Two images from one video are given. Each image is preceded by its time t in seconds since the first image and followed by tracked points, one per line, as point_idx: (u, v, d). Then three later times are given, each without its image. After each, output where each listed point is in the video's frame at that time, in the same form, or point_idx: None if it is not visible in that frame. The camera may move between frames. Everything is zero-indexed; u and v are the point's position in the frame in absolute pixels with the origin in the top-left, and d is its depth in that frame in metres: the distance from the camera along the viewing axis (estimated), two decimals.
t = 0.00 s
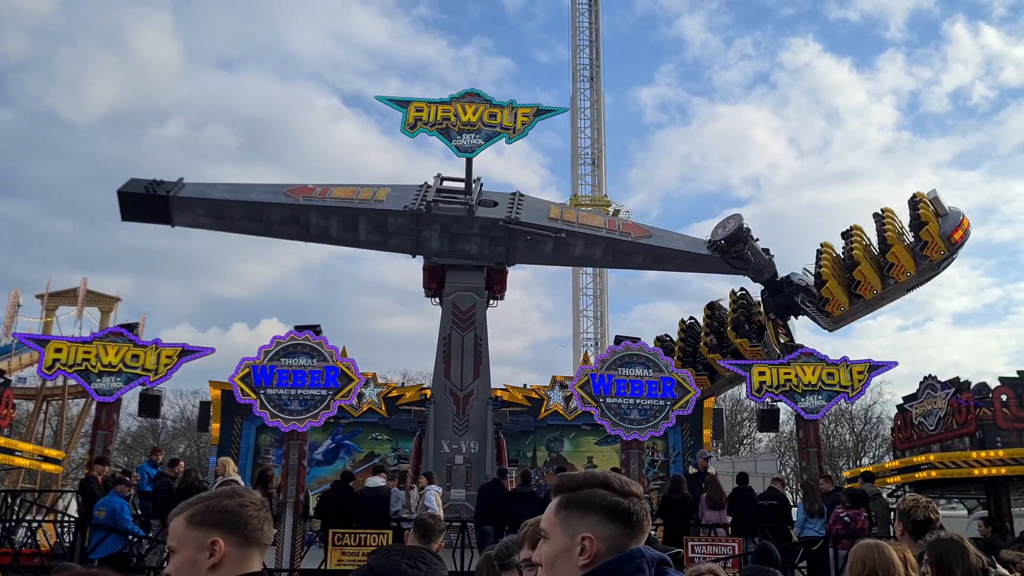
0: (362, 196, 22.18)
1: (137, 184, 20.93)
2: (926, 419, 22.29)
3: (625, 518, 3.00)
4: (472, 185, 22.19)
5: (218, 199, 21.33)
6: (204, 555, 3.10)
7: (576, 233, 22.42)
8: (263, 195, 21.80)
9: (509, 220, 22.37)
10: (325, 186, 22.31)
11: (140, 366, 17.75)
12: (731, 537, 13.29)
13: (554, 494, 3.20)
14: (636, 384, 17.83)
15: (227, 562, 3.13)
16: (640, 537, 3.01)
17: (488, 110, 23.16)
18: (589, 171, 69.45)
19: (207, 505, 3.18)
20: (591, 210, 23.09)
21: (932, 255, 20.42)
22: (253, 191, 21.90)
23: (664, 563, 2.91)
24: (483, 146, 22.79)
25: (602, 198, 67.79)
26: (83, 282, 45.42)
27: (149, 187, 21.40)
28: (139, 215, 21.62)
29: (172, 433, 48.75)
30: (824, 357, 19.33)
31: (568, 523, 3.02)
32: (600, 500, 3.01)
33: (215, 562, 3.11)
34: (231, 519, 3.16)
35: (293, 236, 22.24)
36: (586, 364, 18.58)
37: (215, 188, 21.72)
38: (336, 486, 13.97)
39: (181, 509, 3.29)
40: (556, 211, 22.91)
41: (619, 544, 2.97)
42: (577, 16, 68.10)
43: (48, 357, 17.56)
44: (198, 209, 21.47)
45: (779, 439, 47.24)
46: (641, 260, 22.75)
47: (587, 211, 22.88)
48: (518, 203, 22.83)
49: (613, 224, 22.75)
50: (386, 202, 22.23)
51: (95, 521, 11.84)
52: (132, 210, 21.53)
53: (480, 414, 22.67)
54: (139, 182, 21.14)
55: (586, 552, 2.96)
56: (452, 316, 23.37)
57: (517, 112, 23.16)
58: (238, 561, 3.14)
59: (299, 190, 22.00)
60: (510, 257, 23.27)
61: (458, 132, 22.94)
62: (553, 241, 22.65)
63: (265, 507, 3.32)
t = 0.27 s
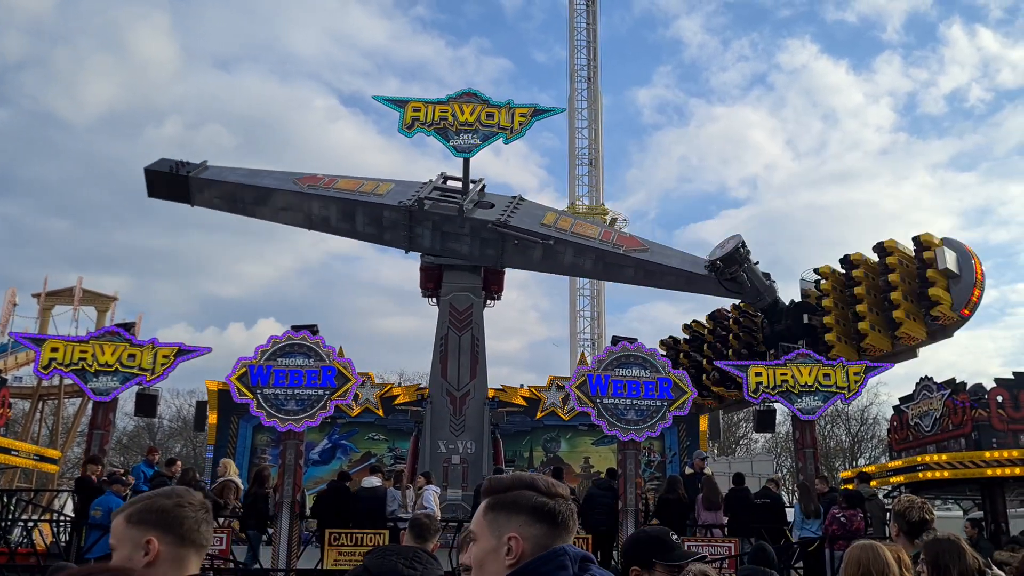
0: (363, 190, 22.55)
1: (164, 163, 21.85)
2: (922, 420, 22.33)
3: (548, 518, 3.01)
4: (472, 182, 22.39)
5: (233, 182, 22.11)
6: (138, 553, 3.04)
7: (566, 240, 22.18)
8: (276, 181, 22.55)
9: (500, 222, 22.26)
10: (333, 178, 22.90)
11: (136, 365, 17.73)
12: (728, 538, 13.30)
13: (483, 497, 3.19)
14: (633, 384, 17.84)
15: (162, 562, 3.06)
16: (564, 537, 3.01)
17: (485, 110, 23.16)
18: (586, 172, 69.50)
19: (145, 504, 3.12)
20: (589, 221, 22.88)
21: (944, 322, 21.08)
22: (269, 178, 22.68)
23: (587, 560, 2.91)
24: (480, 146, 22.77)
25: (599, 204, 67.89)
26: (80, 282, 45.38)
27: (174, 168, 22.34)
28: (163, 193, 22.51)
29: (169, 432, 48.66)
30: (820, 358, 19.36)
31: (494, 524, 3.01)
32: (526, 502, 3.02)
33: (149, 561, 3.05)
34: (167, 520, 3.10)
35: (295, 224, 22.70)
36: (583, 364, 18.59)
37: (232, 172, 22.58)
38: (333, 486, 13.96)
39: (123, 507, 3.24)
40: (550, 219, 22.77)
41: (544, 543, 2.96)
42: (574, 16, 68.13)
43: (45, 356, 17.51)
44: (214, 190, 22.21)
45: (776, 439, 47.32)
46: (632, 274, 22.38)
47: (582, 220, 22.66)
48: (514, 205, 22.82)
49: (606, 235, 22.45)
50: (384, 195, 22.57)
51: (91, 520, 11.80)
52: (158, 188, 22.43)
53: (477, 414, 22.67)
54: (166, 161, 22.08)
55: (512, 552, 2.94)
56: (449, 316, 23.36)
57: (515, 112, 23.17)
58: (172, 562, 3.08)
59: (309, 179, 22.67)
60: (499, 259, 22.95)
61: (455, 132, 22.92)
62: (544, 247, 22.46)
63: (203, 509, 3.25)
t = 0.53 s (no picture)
0: (369, 183, 22.98)
1: (195, 147, 22.71)
2: (920, 421, 22.34)
3: (479, 530, 3.24)
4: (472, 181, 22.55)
5: (253, 167, 22.85)
6: (67, 548, 3.03)
7: (554, 247, 21.93)
8: (292, 167, 23.25)
9: (491, 224, 22.21)
10: (344, 171, 23.49)
11: (135, 365, 17.72)
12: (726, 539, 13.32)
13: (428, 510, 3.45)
14: (631, 385, 17.85)
15: (94, 558, 3.06)
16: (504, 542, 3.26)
17: (484, 110, 23.16)
18: (585, 172, 69.45)
19: (78, 498, 3.13)
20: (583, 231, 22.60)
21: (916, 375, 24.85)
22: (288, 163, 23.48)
23: (524, 568, 3.17)
24: (479, 146, 22.76)
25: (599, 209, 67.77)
26: (78, 281, 45.34)
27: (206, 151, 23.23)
28: (194, 173, 23.41)
29: (168, 432, 48.61)
30: (819, 359, 19.35)
31: (433, 533, 3.30)
32: (458, 514, 3.26)
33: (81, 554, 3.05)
34: (102, 514, 3.11)
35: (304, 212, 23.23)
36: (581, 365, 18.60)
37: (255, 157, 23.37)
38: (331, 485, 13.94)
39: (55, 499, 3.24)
40: (544, 225, 22.59)
41: (470, 555, 3.21)
42: (574, 17, 68.07)
43: (43, 355, 17.49)
44: (238, 175, 23.04)
45: (774, 441, 47.40)
46: (618, 287, 22.05)
47: (575, 229, 22.42)
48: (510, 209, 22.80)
49: (598, 245, 22.15)
50: (387, 188, 22.97)
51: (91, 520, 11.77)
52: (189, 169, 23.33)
53: (475, 414, 22.69)
54: (198, 144, 23.01)
55: (441, 561, 3.20)
56: (448, 316, 23.37)
57: (513, 112, 23.17)
58: (106, 555, 3.09)
59: (322, 171, 23.30)
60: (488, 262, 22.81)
61: (454, 132, 22.91)
62: (533, 253, 22.30)
63: (140, 504, 3.24)
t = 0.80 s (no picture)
0: (376, 178, 23.41)
1: (230, 132, 24.38)
2: (917, 422, 22.35)
3: (421, 521, 3.26)
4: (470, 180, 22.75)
5: (277, 157, 24.01)
6: None
7: (537, 252, 21.70)
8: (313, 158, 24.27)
9: (478, 226, 22.17)
10: (359, 167, 24.09)
11: (132, 365, 17.68)
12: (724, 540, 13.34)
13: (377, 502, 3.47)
14: (629, 386, 17.85)
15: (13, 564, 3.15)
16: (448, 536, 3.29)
17: (482, 111, 23.15)
18: (583, 173, 69.41)
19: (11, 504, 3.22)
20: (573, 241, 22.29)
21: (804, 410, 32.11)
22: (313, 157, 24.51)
23: (465, 557, 3.19)
24: (477, 147, 22.75)
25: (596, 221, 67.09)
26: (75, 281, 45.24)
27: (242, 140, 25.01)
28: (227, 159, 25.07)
29: (165, 432, 48.55)
30: (816, 360, 19.34)
31: (381, 526, 3.33)
32: (403, 506, 3.29)
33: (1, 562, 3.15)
34: (23, 518, 3.18)
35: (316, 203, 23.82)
36: (578, 366, 18.61)
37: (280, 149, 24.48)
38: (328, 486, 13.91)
39: None
40: (533, 232, 22.40)
41: (413, 545, 3.23)
42: (572, 18, 68.06)
43: (40, 356, 17.46)
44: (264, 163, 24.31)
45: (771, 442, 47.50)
46: (598, 300, 21.60)
47: (563, 238, 22.13)
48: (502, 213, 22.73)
49: (583, 256, 21.81)
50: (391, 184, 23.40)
51: (86, 520, 11.75)
52: (224, 155, 25.04)
53: (473, 415, 22.68)
54: (232, 131, 24.64)
55: (386, 552, 3.25)
56: (445, 317, 23.39)
57: (512, 113, 23.17)
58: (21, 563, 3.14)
59: (338, 164, 23.99)
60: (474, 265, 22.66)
61: (452, 132, 22.90)
62: (518, 259, 22.08)
63: (66, 508, 3.29)
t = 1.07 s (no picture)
0: (387, 172, 24.15)
1: (269, 123, 26.31)
2: (917, 422, 22.36)
3: (368, 523, 3.51)
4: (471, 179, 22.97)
5: (305, 149, 25.40)
6: None
7: (521, 257, 21.90)
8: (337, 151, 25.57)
9: (468, 227, 22.31)
10: (379, 163, 24.92)
11: (131, 366, 17.69)
12: (723, 540, 13.35)
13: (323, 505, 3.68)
14: (628, 386, 17.86)
15: None
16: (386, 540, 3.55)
17: (482, 111, 23.17)
18: (582, 174, 69.42)
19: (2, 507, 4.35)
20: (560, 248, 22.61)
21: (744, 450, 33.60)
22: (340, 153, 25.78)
23: (408, 558, 3.31)
24: (477, 147, 22.75)
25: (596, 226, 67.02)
26: (74, 281, 45.24)
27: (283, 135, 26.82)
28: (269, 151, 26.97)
29: (164, 433, 48.54)
30: (815, 360, 19.33)
31: (325, 529, 3.54)
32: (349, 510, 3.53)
33: None
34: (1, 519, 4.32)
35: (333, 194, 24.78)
36: (577, 367, 18.59)
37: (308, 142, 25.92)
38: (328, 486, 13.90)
39: None
40: (522, 237, 22.60)
41: (360, 545, 3.47)
42: (571, 19, 68.08)
43: (40, 357, 17.46)
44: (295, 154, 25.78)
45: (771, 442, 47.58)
46: (575, 310, 21.85)
47: (550, 246, 22.42)
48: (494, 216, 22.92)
49: (567, 265, 22.13)
50: (397, 179, 23.97)
51: (86, 521, 11.75)
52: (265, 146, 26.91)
53: (472, 415, 22.68)
54: (272, 122, 26.50)
55: (334, 554, 3.47)
56: (444, 318, 23.40)
57: (511, 113, 23.19)
58: None
59: (359, 159, 24.97)
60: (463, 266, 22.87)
61: (451, 133, 22.91)
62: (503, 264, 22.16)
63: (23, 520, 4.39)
